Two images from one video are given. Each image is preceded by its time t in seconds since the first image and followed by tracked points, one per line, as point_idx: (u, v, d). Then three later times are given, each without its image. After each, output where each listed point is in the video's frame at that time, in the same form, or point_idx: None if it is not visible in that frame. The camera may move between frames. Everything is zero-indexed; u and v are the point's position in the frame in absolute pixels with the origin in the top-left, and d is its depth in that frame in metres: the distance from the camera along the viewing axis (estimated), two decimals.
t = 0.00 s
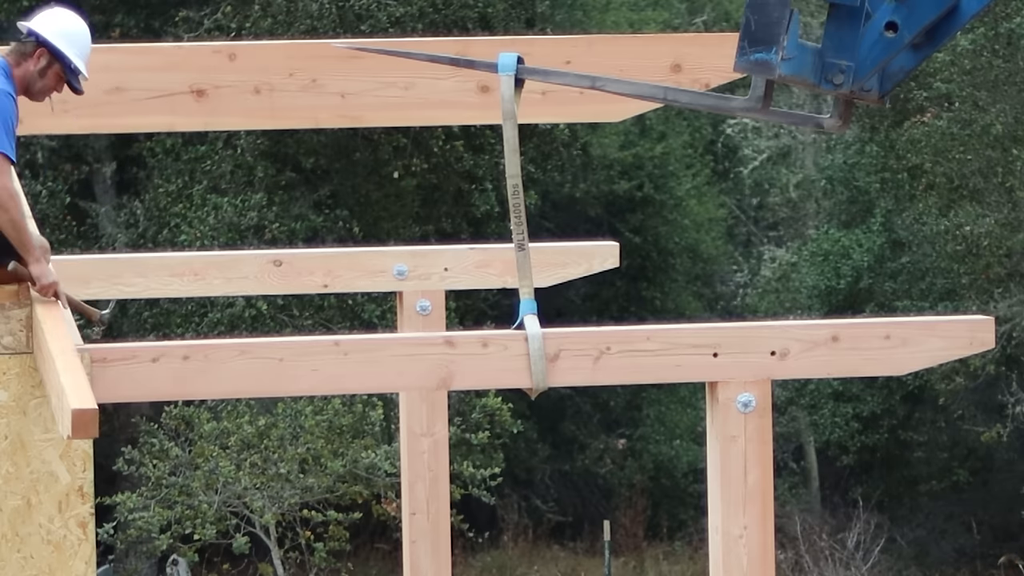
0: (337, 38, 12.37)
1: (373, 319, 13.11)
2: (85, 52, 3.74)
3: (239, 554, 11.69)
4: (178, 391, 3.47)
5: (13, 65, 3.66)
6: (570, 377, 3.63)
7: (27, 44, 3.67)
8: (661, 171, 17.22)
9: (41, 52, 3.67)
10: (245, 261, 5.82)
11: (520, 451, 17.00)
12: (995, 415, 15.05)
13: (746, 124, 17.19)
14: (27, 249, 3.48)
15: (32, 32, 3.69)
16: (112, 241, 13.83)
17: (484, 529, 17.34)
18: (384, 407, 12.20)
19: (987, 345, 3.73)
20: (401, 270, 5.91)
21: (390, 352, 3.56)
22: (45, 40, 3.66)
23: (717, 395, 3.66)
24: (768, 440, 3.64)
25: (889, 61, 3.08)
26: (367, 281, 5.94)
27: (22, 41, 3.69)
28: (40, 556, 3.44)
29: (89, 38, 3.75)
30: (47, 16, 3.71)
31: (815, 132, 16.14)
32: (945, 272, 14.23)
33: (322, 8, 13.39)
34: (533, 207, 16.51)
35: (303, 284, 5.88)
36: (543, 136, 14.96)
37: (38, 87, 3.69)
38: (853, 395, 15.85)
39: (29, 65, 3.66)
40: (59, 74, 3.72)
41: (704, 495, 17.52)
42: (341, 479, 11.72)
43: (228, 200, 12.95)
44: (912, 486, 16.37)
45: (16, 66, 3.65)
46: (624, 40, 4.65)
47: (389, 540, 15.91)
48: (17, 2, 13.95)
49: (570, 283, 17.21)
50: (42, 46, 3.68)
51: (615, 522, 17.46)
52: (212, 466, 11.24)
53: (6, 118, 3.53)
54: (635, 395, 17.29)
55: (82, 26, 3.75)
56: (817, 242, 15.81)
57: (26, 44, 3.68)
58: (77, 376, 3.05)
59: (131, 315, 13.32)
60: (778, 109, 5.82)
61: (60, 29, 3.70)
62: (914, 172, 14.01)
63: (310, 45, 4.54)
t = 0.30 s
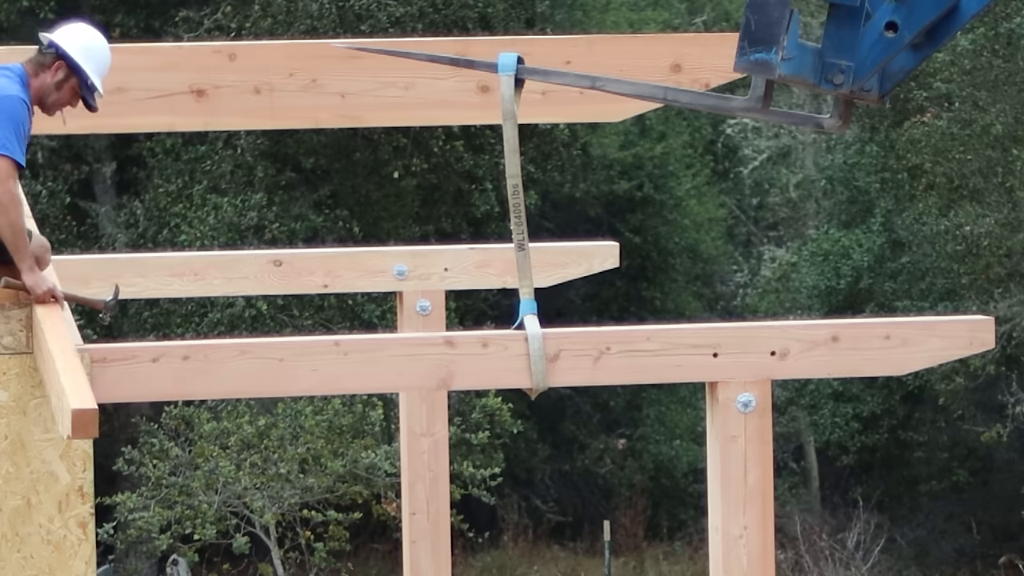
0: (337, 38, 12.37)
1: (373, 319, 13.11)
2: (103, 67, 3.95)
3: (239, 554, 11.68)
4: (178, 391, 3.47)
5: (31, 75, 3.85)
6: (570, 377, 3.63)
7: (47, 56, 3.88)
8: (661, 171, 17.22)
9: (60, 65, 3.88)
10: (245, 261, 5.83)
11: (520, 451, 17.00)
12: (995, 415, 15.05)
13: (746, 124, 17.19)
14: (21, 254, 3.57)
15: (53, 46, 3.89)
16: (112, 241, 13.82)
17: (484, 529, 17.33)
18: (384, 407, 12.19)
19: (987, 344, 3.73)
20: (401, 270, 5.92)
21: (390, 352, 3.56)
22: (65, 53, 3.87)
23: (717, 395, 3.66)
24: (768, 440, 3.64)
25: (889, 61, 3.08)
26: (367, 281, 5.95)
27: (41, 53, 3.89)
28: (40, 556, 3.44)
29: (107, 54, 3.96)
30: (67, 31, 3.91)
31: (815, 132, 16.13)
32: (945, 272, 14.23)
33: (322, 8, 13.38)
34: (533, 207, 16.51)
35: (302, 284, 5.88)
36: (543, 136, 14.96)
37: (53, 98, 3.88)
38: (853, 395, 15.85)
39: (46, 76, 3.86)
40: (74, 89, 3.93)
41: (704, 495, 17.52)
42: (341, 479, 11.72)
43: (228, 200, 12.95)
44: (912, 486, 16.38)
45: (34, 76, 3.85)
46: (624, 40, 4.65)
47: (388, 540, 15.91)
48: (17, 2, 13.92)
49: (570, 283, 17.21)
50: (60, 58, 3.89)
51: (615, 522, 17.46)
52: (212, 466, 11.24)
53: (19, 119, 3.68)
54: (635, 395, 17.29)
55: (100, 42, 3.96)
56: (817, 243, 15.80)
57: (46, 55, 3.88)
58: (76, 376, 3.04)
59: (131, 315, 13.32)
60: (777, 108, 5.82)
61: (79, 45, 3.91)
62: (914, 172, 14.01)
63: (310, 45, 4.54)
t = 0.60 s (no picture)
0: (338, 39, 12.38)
1: (373, 319, 13.11)
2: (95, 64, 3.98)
3: (239, 554, 11.68)
4: (178, 391, 3.47)
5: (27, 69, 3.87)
6: (570, 377, 3.63)
7: (44, 50, 3.90)
8: (661, 171, 17.22)
9: (58, 61, 3.91)
10: (245, 261, 5.83)
11: (520, 451, 17.00)
12: (995, 415, 15.05)
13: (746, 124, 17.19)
14: (21, 253, 3.65)
15: (50, 41, 3.92)
16: (112, 241, 13.82)
17: (484, 529, 17.34)
18: (384, 407, 12.19)
19: (987, 344, 3.73)
20: (401, 270, 5.92)
21: (390, 352, 3.56)
22: (65, 50, 3.91)
23: (717, 395, 3.66)
24: (768, 440, 3.64)
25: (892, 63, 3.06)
26: (367, 281, 5.95)
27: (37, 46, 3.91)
28: (40, 556, 3.44)
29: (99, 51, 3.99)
30: (63, 26, 3.95)
31: (815, 132, 16.13)
32: (945, 272, 14.24)
33: (322, 8, 13.39)
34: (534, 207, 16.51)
35: (303, 284, 5.88)
36: (543, 135, 14.95)
37: (46, 92, 3.91)
38: (853, 395, 15.86)
39: (43, 71, 3.89)
40: (69, 86, 3.97)
41: (704, 495, 17.52)
42: (341, 479, 11.72)
43: (228, 200, 12.95)
44: (912, 486, 16.38)
45: (30, 70, 3.87)
46: (623, 40, 4.65)
47: (388, 541, 15.91)
48: (17, 2, 13.91)
49: (570, 283, 17.22)
50: (58, 54, 3.92)
51: (615, 522, 17.46)
52: (212, 466, 11.24)
53: (19, 112, 3.75)
54: (635, 395, 17.29)
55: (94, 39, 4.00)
56: (817, 242, 15.80)
57: (42, 50, 3.91)
58: (76, 376, 3.04)
59: (131, 315, 13.31)
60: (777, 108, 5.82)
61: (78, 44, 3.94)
62: (914, 172, 14.02)
63: (311, 45, 4.54)
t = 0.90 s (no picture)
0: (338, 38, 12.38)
1: (373, 319, 13.11)
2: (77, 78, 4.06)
3: (239, 554, 11.68)
4: (178, 391, 3.47)
5: (21, 75, 3.89)
6: (570, 377, 3.63)
7: (44, 62, 3.92)
8: (661, 171, 17.22)
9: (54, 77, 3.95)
10: (245, 261, 5.83)
11: (520, 451, 17.00)
12: (995, 415, 15.05)
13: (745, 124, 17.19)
14: (21, 254, 3.63)
15: (50, 51, 3.94)
16: (112, 241, 13.83)
17: (484, 529, 17.34)
18: (384, 407, 12.19)
19: (987, 344, 3.73)
20: (402, 270, 5.92)
21: (391, 352, 3.56)
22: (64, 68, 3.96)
23: (717, 395, 3.67)
24: (768, 440, 3.64)
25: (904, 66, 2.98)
26: (367, 281, 5.95)
27: (34, 53, 3.91)
28: (40, 556, 3.44)
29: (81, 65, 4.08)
30: (63, 41, 3.98)
31: (815, 132, 16.13)
32: (945, 272, 14.27)
33: (322, 8, 13.39)
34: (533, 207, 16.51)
35: (303, 284, 5.88)
36: (543, 135, 14.96)
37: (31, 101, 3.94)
38: (852, 395, 15.86)
39: (37, 82, 3.92)
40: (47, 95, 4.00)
41: (704, 495, 17.52)
42: (341, 479, 11.72)
43: (228, 200, 12.95)
44: (912, 486, 16.38)
45: (25, 77, 3.89)
46: (624, 40, 4.65)
47: (388, 540, 15.91)
48: (17, 2, 13.92)
49: (570, 283, 17.22)
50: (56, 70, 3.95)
51: (615, 522, 17.46)
52: (212, 466, 11.24)
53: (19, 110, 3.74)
54: (635, 395, 17.29)
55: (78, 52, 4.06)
56: (817, 242, 15.78)
57: (42, 60, 3.92)
58: (77, 376, 3.05)
59: (131, 315, 13.30)
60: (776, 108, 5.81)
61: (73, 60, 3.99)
62: (914, 172, 14.02)
63: (310, 45, 4.54)
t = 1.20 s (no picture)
0: (337, 38, 12.37)
1: (373, 319, 13.11)
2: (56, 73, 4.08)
3: (239, 554, 11.68)
4: (178, 391, 3.47)
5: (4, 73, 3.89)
6: (570, 377, 3.63)
7: (30, 61, 3.92)
8: (661, 171, 17.21)
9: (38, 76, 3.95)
10: (245, 261, 5.83)
11: (520, 451, 17.00)
12: (995, 415, 15.05)
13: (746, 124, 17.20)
14: (25, 250, 3.65)
15: (35, 49, 3.92)
16: (112, 241, 13.83)
17: (484, 529, 17.34)
18: (384, 407, 12.19)
19: (987, 344, 3.73)
20: (402, 270, 5.92)
21: (391, 352, 3.56)
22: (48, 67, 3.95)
23: (717, 395, 3.67)
24: (768, 440, 3.64)
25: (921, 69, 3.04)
26: (367, 281, 5.95)
27: (18, 51, 3.90)
28: (40, 556, 3.44)
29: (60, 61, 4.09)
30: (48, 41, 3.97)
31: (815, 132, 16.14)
32: (945, 272, 14.30)
33: (322, 8, 13.40)
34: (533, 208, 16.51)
35: (302, 284, 5.88)
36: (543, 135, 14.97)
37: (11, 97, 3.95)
38: (852, 395, 15.86)
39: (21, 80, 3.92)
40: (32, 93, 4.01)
41: (704, 495, 17.52)
42: (341, 479, 11.72)
43: (228, 200, 12.96)
44: (912, 486, 16.38)
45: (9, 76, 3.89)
46: (624, 40, 4.65)
47: (388, 540, 15.90)
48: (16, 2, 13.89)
49: (570, 283, 17.22)
50: (40, 69, 3.95)
51: (615, 522, 17.46)
52: (212, 466, 11.24)
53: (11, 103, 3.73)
54: (635, 395, 17.29)
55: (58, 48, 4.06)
56: (817, 243, 15.78)
57: (28, 59, 3.91)
58: (76, 376, 3.04)
59: (131, 315, 13.29)
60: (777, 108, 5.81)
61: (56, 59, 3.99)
62: (914, 172, 14.02)
63: (310, 45, 4.54)
